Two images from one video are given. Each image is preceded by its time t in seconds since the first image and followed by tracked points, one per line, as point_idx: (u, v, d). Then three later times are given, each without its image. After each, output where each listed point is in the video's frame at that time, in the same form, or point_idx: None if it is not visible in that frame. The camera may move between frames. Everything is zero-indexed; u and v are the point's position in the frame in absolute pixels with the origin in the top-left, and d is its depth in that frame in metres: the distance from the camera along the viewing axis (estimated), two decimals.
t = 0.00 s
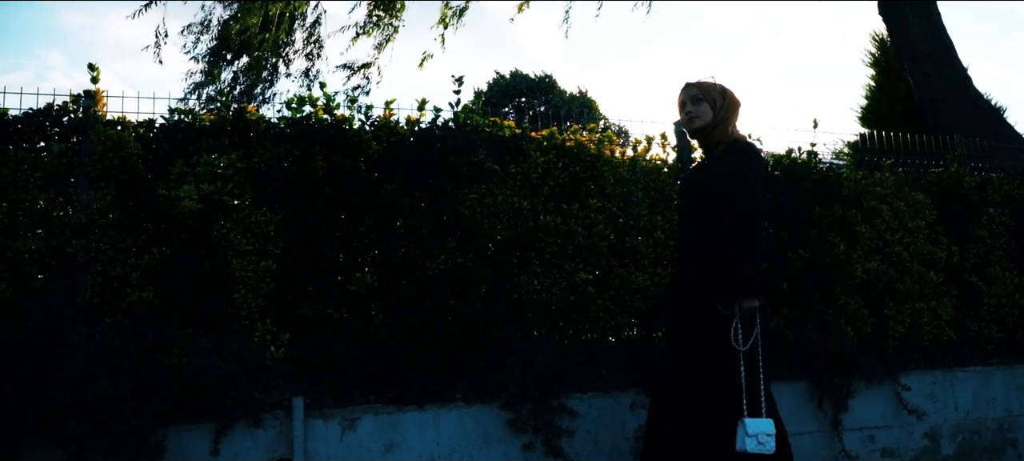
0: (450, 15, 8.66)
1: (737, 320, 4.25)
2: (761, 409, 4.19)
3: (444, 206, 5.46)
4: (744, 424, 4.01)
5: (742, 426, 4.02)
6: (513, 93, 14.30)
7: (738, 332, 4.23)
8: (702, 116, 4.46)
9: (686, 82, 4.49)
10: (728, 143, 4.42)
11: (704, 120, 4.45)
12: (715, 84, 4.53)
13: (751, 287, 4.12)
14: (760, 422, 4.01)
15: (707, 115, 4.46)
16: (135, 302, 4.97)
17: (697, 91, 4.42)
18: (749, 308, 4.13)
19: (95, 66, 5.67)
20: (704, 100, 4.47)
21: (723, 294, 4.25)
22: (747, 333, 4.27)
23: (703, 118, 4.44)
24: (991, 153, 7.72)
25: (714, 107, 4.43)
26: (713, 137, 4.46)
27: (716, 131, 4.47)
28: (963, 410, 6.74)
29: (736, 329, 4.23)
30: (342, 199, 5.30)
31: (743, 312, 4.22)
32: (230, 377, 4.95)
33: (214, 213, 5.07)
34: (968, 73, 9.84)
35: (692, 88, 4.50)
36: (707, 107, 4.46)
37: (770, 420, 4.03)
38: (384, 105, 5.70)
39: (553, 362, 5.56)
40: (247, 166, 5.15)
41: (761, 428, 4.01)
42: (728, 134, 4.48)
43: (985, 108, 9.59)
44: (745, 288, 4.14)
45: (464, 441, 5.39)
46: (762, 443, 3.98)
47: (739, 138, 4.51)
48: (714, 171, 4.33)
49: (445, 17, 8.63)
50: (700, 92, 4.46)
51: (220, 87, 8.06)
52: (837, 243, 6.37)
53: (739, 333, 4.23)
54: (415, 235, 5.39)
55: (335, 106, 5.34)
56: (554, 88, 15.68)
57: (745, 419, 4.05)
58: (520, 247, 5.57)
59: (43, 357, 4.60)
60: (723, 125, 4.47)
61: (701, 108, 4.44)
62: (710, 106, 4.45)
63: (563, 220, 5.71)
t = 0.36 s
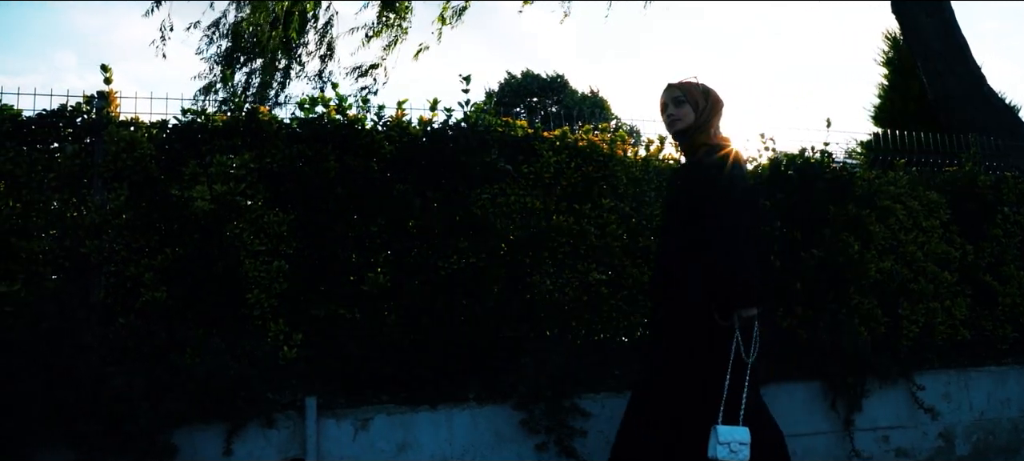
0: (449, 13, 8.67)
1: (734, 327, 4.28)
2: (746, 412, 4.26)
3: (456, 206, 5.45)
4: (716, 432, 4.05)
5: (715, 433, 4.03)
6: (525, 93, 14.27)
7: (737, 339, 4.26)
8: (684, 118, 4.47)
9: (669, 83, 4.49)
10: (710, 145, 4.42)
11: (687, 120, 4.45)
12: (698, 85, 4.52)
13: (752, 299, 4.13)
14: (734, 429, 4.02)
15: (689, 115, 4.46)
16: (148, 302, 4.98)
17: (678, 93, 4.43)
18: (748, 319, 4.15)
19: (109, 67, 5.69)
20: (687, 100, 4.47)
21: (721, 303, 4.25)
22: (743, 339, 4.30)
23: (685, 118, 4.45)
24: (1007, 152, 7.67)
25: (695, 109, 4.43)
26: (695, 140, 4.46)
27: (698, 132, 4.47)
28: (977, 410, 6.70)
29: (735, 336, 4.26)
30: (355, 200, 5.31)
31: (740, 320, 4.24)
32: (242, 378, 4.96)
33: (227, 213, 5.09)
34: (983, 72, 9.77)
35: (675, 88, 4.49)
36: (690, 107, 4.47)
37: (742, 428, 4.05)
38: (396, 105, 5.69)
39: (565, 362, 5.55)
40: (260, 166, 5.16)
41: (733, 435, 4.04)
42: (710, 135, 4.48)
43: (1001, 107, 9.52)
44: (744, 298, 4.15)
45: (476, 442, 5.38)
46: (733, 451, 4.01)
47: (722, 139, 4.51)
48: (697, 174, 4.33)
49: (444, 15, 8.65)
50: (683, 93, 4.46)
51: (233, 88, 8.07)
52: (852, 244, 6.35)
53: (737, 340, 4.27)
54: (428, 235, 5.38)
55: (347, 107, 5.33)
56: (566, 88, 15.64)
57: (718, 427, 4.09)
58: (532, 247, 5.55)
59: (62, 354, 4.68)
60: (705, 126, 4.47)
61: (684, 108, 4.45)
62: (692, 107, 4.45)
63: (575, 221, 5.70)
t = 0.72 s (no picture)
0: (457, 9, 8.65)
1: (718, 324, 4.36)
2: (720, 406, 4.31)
3: (472, 206, 5.45)
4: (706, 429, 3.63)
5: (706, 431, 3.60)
6: (538, 92, 14.25)
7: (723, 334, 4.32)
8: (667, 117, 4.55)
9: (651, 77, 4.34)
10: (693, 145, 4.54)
11: (670, 114, 4.29)
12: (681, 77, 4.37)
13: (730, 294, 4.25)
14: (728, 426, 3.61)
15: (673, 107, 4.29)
16: (166, 301, 4.99)
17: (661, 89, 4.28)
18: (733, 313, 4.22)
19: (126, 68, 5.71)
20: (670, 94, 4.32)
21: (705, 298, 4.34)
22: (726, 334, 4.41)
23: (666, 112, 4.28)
24: None
25: (676, 105, 4.29)
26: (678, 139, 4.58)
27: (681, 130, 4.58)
28: (996, 411, 6.67)
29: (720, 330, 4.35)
30: (371, 200, 5.32)
31: (723, 315, 4.33)
32: (260, 378, 4.92)
33: (242, 213, 5.06)
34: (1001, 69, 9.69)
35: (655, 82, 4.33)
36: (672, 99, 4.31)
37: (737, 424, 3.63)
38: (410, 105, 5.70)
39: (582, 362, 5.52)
40: (276, 167, 5.16)
41: (726, 431, 3.62)
42: (696, 129, 4.30)
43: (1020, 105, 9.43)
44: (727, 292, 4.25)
45: (491, 442, 5.40)
46: (727, 449, 3.57)
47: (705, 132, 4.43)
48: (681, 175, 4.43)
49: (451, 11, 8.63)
50: (665, 88, 4.32)
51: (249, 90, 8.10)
52: (867, 243, 6.38)
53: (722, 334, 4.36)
54: (444, 235, 5.35)
55: (362, 107, 5.35)
56: (580, 88, 15.60)
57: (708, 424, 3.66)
58: (547, 247, 5.54)
59: (80, 354, 4.67)
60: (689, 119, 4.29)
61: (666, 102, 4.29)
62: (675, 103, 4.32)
63: (591, 220, 5.71)
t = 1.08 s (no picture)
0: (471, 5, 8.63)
1: (695, 311, 4.63)
2: (715, 396, 4.74)
3: (490, 206, 5.43)
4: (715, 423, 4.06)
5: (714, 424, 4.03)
6: (558, 92, 14.22)
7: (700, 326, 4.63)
8: (653, 104, 4.76)
9: (640, 70, 4.77)
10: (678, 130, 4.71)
11: (656, 108, 4.75)
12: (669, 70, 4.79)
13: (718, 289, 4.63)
14: (734, 419, 4.05)
15: (660, 102, 4.74)
16: (186, 302, 4.98)
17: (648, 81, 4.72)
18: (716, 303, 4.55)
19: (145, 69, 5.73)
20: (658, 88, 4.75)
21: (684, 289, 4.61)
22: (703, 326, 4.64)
23: (653, 105, 4.74)
24: None
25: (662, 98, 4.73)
26: (663, 124, 4.75)
27: (668, 116, 4.76)
28: (1019, 412, 6.60)
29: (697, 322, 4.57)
30: (390, 199, 5.32)
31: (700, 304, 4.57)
32: (279, 379, 4.95)
33: (261, 214, 5.08)
34: None
35: (646, 77, 4.77)
36: (661, 94, 4.75)
37: (743, 417, 4.07)
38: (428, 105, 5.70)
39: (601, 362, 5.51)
40: (294, 167, 5.17)
41: (732, 426, 4.06)
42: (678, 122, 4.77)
43: None
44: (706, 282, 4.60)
45: (508, 442, 5.41)
46: (733, 441, 4.04)
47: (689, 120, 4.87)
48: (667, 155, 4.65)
49: (465, 7, 8.60)
50: (652, 81, 4.77)
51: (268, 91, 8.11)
52: (889, 243, 6.33)
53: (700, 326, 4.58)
54: (462, 236, 5.37)
55: (381, 107, 5.34)
56: (598, 88, 15.57)
57: (715, 419, 4.10)
58: (565, 247, 5.53)
59: (102, 355, 4.73)
60: (674, 115, 4.78)
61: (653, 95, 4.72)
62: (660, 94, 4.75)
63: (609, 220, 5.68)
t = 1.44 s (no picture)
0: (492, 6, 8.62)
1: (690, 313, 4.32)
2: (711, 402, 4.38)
3: (512, 207, 5.41)
4: (716, 426, 3.96)
5: (715, 426, 3.95)
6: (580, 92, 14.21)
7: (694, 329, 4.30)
8: (646, 104, 4.51)
9: (631, 67, 4.54)
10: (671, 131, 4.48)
11: (648, 107, 4.50)
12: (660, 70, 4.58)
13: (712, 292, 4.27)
14: (735, 420, 3.97)
15: (655, 101, 4.48)
16: (208, 303, 4.98)
17: (643, 78, 4.47)
18: (712, 302, 4.25)
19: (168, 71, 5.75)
20: (651, 86, 4.49)
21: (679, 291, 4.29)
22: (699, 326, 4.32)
23: (646, 104, 4.49)
24: None
25: (655, 96, 4.50)
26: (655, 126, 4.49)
27: (658, 117, 4.52)
28: None
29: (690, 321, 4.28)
30: (411, 200, 5.31)
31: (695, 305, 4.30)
32: (300, 380, 5.00)
33: (283, 215, 5.10)
34: None
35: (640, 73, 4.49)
36: (655, 93, 4.49)
37: (745, 418, 3.98)
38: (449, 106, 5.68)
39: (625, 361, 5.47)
40: (315, 169, 5.18)
41: (734, 427, 3.95)
42: (670, 122, 4.50)
43: None
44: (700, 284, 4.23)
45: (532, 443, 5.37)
46: (738, 443, 3.92)
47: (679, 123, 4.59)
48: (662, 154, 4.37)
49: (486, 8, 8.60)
50: (645, 79, 4.52)
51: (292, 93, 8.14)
52: (914, 241, 6.26)
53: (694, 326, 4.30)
54: (483, 237, 5.37)
55: (402, 108, 5.33)
56: (620, 88, 15.52)
57: (718, 421, 3.99)
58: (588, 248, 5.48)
59: (126, 357, 4.79)
60: (665, 114, 4.52)
61: (646, 93, 4.49)
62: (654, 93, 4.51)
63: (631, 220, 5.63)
